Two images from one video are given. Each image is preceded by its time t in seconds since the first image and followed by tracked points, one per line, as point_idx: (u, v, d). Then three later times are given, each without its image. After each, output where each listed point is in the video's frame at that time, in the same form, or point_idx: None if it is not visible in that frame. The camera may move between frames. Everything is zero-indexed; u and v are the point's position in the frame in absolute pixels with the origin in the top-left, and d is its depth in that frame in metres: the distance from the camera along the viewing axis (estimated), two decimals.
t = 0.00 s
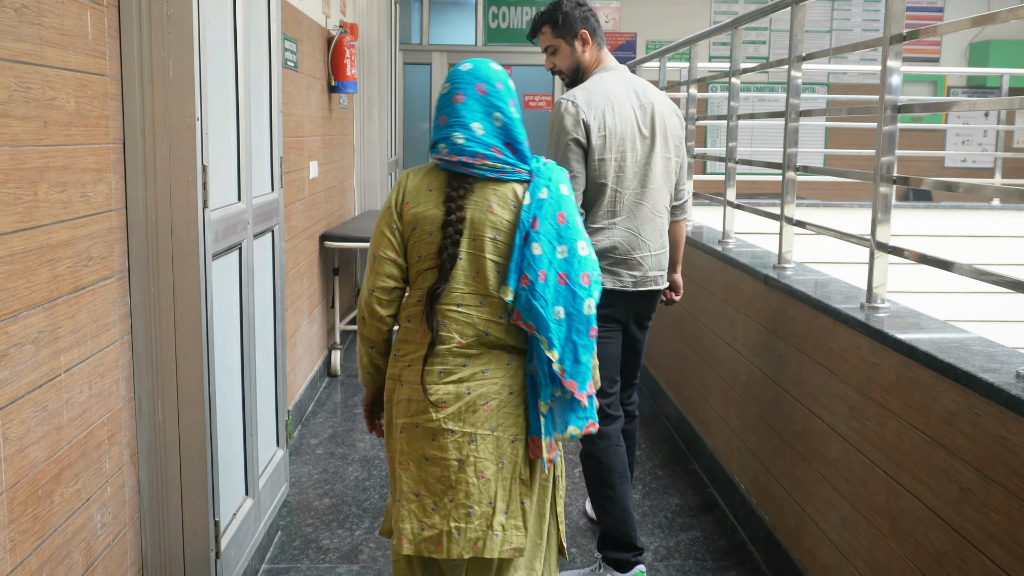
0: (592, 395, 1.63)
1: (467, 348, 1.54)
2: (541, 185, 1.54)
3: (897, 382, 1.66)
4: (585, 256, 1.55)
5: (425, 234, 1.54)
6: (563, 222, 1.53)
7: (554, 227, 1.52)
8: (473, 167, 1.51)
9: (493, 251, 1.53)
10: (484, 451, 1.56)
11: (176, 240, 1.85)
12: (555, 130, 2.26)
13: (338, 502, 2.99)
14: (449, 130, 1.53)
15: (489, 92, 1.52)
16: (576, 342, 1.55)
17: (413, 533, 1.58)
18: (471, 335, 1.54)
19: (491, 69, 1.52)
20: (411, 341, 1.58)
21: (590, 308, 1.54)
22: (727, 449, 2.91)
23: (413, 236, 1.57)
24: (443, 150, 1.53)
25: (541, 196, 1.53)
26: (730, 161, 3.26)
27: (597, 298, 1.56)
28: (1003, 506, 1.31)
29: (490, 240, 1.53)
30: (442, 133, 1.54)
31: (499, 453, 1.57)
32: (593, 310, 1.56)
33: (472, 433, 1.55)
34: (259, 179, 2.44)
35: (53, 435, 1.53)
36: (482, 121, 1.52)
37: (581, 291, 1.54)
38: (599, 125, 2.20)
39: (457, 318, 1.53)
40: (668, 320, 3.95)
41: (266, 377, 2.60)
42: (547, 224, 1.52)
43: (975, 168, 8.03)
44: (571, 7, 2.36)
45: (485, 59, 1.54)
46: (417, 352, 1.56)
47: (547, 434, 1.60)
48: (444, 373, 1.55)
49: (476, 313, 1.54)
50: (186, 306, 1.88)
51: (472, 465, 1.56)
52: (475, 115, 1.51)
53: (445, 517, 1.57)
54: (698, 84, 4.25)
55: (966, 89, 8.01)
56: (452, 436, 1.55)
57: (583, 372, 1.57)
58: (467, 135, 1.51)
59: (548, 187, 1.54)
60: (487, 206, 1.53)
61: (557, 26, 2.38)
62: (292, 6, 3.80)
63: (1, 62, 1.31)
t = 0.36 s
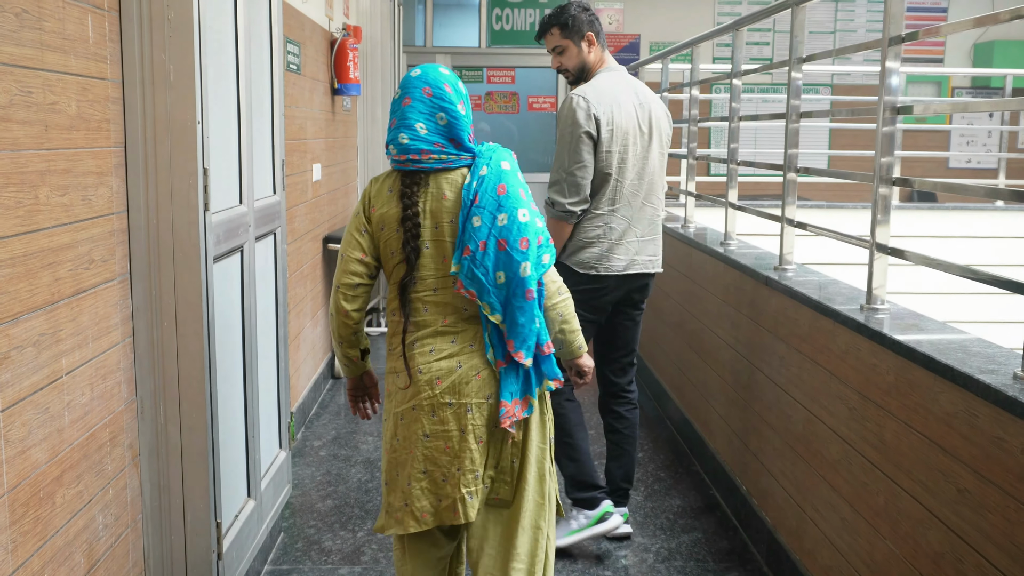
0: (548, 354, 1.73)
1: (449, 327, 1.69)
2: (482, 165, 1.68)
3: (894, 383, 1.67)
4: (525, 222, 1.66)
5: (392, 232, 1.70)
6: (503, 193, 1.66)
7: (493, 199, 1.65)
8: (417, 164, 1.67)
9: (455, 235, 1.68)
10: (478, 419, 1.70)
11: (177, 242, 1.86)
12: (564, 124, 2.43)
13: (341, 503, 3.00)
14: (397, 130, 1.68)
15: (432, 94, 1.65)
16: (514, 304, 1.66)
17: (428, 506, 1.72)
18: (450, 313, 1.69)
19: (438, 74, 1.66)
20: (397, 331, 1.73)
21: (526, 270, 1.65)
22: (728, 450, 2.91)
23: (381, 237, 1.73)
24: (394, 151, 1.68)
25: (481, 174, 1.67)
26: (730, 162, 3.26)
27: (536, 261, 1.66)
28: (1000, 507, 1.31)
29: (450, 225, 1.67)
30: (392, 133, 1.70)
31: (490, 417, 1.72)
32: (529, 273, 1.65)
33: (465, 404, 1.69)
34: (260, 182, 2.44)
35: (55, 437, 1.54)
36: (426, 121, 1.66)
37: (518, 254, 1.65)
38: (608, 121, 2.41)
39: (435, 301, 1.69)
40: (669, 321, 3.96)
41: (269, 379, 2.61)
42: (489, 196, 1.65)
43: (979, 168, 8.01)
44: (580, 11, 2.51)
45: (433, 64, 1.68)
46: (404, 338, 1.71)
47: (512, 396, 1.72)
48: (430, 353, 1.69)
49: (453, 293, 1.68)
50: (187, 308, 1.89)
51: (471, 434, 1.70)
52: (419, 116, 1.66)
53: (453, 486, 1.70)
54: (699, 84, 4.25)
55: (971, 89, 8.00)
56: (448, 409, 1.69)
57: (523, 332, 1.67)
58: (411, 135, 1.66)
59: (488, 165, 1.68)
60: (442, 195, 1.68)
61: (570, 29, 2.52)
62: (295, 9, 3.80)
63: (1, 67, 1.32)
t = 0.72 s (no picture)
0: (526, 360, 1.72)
1: (472, 332, 1.76)
2: (508, 178, 1.72)
3: (892, 389, 1.67)
4: (539, 233, 1.70)
5: (422, 238, 1.76)
6: (524, 205, 1.70)
7: (514, 208, 1.70)
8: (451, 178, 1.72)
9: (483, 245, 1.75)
10: (497, 419, 1.79)
11: (179, 251, 1.87)
12: (544, 144, 2.54)
13: (344, 511, 3.00)
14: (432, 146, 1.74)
15: (468, 113, 1.72)
16: (506, 303, 1.68)
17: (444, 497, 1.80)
18: (474, 319, 1.76)
19: (474, 94, 1.72)
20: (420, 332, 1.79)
21: (527, 275, 1.68)
22: (730, 457, 2.91)
23: (410, 241, 1.78)
24: (428, 165, 1.73)
25: (506, 186, 1.71)
26: (732, 170, 3.27)
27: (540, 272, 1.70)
28: (994, 513, 1.32)
29: (477, 235, 1.73)
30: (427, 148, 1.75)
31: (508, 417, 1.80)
32: (530, 277, 1.69)
33: (485, 405, 1.77)
34: (262, 191, 2.46)
35: (56, 445, 1.55)
36: (460, 138, 1.72)
37: (523, 260, 1.69)
38: (585, 141, 2.52)
39: (460, 306, 1.75)
40: (672, 328, 3.96)
41: (271, 387, 2.62)
42: (510, 207, 1.70)
43: (986, 175, 8.00)
44: (561, 34, 2.60)
45: (470, 85, 1.74)
46: (428, 340, 1.77)
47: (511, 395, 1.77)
48: (454, 355, 1.76)
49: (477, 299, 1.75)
50: (188, 315, 1.90)
51: (490, 432, 1.78)
52: (454, 133, 1.72)
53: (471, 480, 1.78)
54: (702, 92, 4.26)
55: (977, 95, 7.99)
56: (470, 409, 1.77)
57: (507, 330, 1.68)
58: (447, 152, 1.72)
59: (514, 179, 1.72)
60: (471, 206, 1.74)
61: (549, 50, 2.61)
62: (300, 18, 3.83)
63: (2, 78, 1.34)
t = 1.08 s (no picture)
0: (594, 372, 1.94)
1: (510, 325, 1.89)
2: (569, 194, 1.90)
3: (892, 399, 1.68)
4: (599, 254, 1.89)
5: (477, 230, 1.91)
6: (583, 224, 1.88)
7: (574, 227, 1.88)
8: (515, 176, 1.89)
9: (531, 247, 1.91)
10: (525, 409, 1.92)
11: (179, 259, 1.88)
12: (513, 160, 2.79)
13: (346, 519, 3.01)
14: (500, 143, 1.92)
15: (538, 117, 1.88)
16: (580, 325, 1.90)
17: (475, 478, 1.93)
18: (514, 313, 1.91)
19: (542, 98, 1.88)
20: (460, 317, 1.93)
21: (596, 299, 1.88)
22: (732, 466, 2.91)
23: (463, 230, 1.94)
24: (494, 159, 1.91)
25: (567, 202, 1.89)
26: (734, 179, 3.28)
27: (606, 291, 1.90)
28: (990, 522, 1.36)
29: (528, 237, 1.90)
30: (495, 145, 1.92)
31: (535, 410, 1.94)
32: (598, 299, 1.89)
33: (516, 394, 1.90)
34: (264, 199, 2.48)
35: (55, 450, 1.56)
36: (528, 139, 1.90)
37: (589, 281, 1.88)
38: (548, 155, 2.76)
39: (502, 299, 1.89)
40: (676, 337, 3.96)
41: (273, 394, 2.63)
42: (570, 225, 1.88)
43: (994, 185, 7.98)
44: (527, 47, 2.51)
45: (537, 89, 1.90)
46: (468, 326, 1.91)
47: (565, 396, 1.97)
48: (491, 344, 1.89)
49: (519, 296, 1.91)
50: (189, 323, 1.91)
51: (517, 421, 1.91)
52: (523, 133, 1.89)
53: (495, 462, 1.92)
54: (707, 101, 4.26)
55: (984, 105, 7.97)
56: (501, 396, 1.90)
57: (579, 345, 1.90)
58: (514, 149, 1.90)
59: (574, 196, 1.90)
60: (526, 210, 1.90)
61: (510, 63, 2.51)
62: (305, 29, 3.86)
63: (2, 88, 1.36)
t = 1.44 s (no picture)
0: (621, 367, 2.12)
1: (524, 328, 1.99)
2: (586, 203, 2.01)
3: (893, 407, 1.68)
4: (621, 260, 2.04)
5: (494, 237, 1.99)
6: (604, 233, 2.00)
7: (598, 237, 2.00)
8: (535, 184, 1.97)
9: (546, 253, 1.99)
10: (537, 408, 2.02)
11: (182, 264, 1.90)
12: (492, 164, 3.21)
13: (350, 525, 3.01)
14: (514, 154, 2.00)
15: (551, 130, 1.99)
16: (612, 328, 2.05)
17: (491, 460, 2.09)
18: (528, 316, 2.00)
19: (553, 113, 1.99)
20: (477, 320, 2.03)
21: (624, 303, 2.03)
22: (736, 474, 2.90)
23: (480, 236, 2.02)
24: (512, 169, 1.98)
25: (587, 212, 2.00)
26: (739, 187, 3.27)
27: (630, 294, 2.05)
28: (990, 533, 1.35)
29: (545, 244, 1.98)
30: (510, 156, 2.00)
31: (547, 408, 2.03)
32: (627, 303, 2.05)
33: (529, 394, 2.00)
34: (268, 206, 2.49)
35: (56, 454, 1.57)
36: (542, 149, 1.99)
37: (618, 288, 2.03)
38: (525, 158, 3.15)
39: (516, 303, 1.99)
40: (682, 345, 3.95)
41: (276, 401, 2.63)
42: (593, 235, 1.99)
43: (1003, 194, 7.95)
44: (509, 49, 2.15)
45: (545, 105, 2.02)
46: (484, 328, 2.01)
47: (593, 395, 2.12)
48: (506, 345, 2.00)
49: (533, 300, 2.00)
50: (191, 329, 1.92)
51: (529, 419, 2.01)
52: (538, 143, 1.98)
53: (509, 457, 2.03)
54: (712, 110, 4.25)
55: (994, 114, 7.95)
56: (514, 395, 2.00)
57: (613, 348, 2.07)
58: (531, 159, 1.98)
59: (592, 205, 2.01)
60: (543, 218, 1.98)
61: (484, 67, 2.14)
62: (312, 36, 3.88)
63: (5, 94, 1.37)
